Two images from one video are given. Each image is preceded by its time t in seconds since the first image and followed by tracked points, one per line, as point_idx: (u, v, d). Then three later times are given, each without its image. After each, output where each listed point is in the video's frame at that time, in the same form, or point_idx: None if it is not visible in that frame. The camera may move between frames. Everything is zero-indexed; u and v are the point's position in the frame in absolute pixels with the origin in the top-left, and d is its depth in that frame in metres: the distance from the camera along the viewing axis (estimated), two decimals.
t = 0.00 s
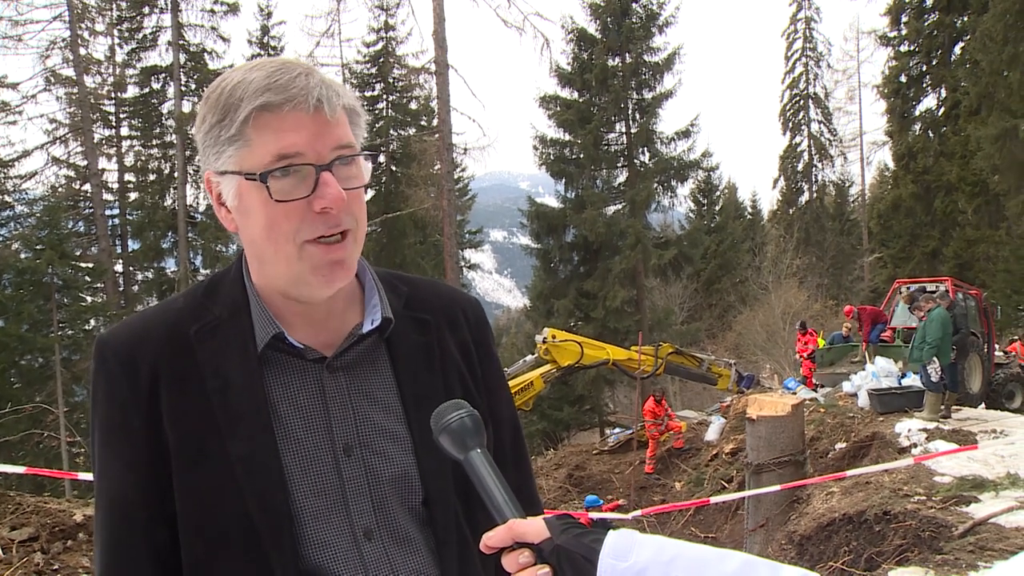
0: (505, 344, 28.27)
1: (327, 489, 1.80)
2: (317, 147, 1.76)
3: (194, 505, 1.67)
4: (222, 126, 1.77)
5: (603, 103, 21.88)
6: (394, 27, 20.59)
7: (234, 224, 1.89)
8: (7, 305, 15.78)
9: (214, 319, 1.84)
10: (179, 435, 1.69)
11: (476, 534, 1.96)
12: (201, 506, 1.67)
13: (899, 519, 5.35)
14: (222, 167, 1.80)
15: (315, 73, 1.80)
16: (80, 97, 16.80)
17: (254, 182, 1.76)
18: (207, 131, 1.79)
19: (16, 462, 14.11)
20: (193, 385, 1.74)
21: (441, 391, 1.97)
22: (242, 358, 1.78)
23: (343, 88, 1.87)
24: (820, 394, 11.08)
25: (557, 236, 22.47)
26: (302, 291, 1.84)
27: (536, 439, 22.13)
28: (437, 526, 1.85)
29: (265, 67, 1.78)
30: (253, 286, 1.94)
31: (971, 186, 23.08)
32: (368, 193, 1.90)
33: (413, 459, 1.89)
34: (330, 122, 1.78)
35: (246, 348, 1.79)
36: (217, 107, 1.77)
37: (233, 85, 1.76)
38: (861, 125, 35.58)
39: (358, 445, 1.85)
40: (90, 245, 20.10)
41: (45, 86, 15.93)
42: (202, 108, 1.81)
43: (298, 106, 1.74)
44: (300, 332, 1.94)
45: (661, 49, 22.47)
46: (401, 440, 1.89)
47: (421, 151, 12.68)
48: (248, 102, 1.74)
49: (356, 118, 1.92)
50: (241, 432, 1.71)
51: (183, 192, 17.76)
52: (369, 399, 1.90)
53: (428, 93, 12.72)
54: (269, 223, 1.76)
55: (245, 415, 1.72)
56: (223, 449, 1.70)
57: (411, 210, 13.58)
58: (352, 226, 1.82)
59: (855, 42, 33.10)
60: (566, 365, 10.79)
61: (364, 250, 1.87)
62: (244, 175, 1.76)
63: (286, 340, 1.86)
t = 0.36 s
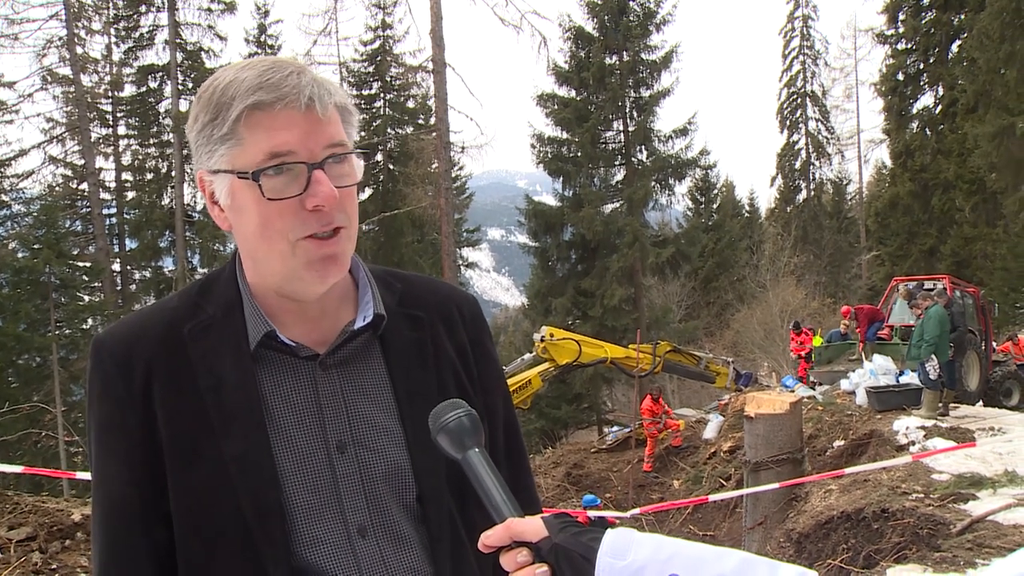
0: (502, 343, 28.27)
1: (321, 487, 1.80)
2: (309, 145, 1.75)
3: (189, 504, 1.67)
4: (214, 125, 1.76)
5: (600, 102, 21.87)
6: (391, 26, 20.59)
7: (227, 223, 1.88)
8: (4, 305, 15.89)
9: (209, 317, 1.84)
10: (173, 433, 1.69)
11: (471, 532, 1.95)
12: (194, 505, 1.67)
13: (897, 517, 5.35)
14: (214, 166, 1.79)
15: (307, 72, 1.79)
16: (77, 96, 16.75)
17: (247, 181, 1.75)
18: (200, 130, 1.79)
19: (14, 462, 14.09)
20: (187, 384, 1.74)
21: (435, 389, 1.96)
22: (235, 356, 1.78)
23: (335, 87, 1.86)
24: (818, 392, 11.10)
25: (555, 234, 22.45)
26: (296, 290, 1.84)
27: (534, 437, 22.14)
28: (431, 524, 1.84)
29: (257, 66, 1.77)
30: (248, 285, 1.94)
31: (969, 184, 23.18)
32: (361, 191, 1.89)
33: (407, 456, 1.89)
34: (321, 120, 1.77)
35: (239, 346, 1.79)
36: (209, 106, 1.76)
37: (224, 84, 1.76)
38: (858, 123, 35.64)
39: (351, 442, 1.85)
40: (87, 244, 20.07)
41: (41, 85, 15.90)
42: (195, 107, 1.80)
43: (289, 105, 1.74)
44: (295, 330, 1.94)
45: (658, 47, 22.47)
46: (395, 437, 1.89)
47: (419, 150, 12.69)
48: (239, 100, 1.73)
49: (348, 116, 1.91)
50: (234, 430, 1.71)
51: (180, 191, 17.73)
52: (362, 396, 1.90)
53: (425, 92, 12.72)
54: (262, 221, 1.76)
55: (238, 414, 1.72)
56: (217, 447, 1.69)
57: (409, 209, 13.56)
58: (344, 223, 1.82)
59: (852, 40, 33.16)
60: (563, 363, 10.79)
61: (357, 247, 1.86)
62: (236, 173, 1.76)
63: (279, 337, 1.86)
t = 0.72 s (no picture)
0: (507, 341, 28.28)
1: (316, 484, 1.80)
2: (304, 143, 1.76)
3: (185, 501, 1.68)
4: (211, 123, 1.77)
5: (605, 100, 21.85)
6: (395, 23, 20.60)
7: (225, 221, 1.89)
8: (9, 301, 15.72)
9: (206, 315, 1.85)
10: (170, 430, 1.69)
11: (469, 529, 1.96)
12: (190, 502, 1.68)
13: (902, 516, 5.35)
14: (211, 165, 1.80)
15: (303, 71, 1.80)
16: (82, 93, 16.79)
17: (244, 179, 1.76)
18: (198, 130, 1.80)
19: (19, 458, 14.15)
20: (184, 381, 1.75)
21: (434, 387, 1.97)
22: (232, 353, 1.79)
23: (332, 85, 1.87)
24: (822, 391, 11.08)
25: (560, 232, 22.41)
26: (291, 287, 1.84)
27: (538, 435, 22.15)
28: (427, 521, 1.84)
29: (253, 66, 1.78)
30: (245, 283, 1.95)
31: (974, 183, 23.14)
32: (357, 189, 1.90)
33: (403, 453, 1.89)
34: (317, 118, 1.78)
35: (236, 343, 1.80)
36: (206, 105, 1.77)
37: (222, 83, 1.77)
38: (863, 122, 35.53)
39: (347, 438, 1.85)
40: (93, 241, 20.14)
41: (48, 82, 15.94)
42: (194, 107, 1.81)
43: (285, 103, 1.74)
44: (290, 326, 1.95)
45: (663, 45, 22.42)
46: (392, 434, 1.90)
47: (423, 147, 12.70)
48: (235, 99, 1.74)
49: (345, 114, 1.92)
50: (231, 428, 1.71)
51: (185, 188, 17.78)
52: (359, 393, 1.91)
53: (430, 89, 12.73)
54: (259, 219, 1.76)
55: (235, 411, 1.73)
56: (214, 444, 1.70)
57: (413, 207, 13.56)
58: (340, 220, 1.82)
59: (858, 38, 33.04)
60: (567, 361, 10.79)
61: (354, 244, 1.87)
62: (233, 171, 1.77)
63: (274, 333, 1.87)
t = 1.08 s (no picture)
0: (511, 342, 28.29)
1: (315, 491, 1.81)
2: (308, 146, 1.76)
3: (184, 507, 1.68)
4: (213, 128, 1.77)
5: (610, 101, 21.84)
6: (401, 24, 20.65)
7: (227, 226, 1.89)
8: (15, 301, 16.03)
9: (209, 319, 1.85)
10: (170, 435, 1.70)
11: (470, 537, 1.96)
12: (189, 506, 1.68)
13: (907, 519, 5.33)
14: (215, 170, 1.81)
15: (305, 74, 1.80)
16: (89, 94, 16.86)
17: (247, 184, 1.76)
18: (200, 134, 1.80)
19: (24, 458, 14.23)
20: (185, 385, 1.75)
21: (436, 392, 1.96)
22: (233, 358, 1.79)
23: (335, 88, 1.87)
24: (828, 393, 11.04)
25: (564, 233, 22.38)
26: (296, 292, 1.85)
27: (542, 437, 22.14)
28: (426, 530, 1.84)
29: (255, 69, 1.78)
30: (249, 287, 1.96)
31: (979, 185, 22.93)
32: (361, 193, 1.90)
33: (404, 460, 1.89)
34: (321, 121, 1.78)
35: (237, 349, 1.80)
36: (208, 109, 1.78)
37: (224, 86, 1.77)
38: (869, 124, 35.46)
39: (347, 446, 1.85)
40: (98, 241, 20.21)
41: (54, 83, 16.03)
42: (195, 111, 1.82)
43: (288, 107, 1.75)
44: (293, 331, 1.96)
45: (669, 46, 22.41)
46: (392, 441, 1.89)
47: (428, 148, 12.72)
48: (238, 102, 1.74)
49: (349, 116, 1.92)
50: (231, 434, 1.71)
51: (190, 188, 17.84)
52: (360, 400, 1.91)
53: (435, 90, 12.75)
54: (262, 225, 1.77)
55: (234, 417, 1.73)
56: (213, 449, 1.71)
57: (418, 208, 13.56)
58: (345, 224, 1.83)
59: (864, 40, 32.97)
60: (572, 362, 10.78)
61: (358, 248, 1.87)
62: (236, 176, 1.77)
63: (275, 339, 1.87)
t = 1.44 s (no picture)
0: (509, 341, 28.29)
1: (316, 489, 1.81)
2: (306, 144, 1.75)
3: (183, 506, 1.68)
4: (208, 130, 1.76)
5: (609, 100, 21.83)
6: (399, 22, 20.63)
7: (225, 227, 1.89)
8: (13, 299, 16.02)
9: (208, 316, 1.84)
10: (168, 434, 1.69)
11: (472, 534, 1.96)
12: (188, 505, 1.68)
13: (905, 518, 5.34)
14: (210, 172, 1.80)
15: (299, 69, 1.79)
16: (86, 92, 16.82)
17: (245, 185, 1.76)
18: (194, 136, 1.79)
19: (22, 456, 14.22)
20: (183, 383, 1.74)
21: (437, 389, 1.96)
22: (232, 356, 1.78)
23: (330, 82, 1.86)
24: (826, 392, 11.05)
25: (563, 232, 22.36)
26: (297, 293, 1.84)
27: (540, 435, 22.16)
28: (429, 527, 1.84)
29: (248, 66, 1.77)
30: (247, 284, 1.94)
31: (978, 185, 23.06)
32: (360, 189, 1.89)
33: (405, 457, 1.89)
34: (319, 118, 1.77)
35: (236, 347, 1.79)
36: (202, 110, 1.77)
37: (216, 86, 1.76)
38: (867, 123, 35.51)
39: (348, 444, 1.85)
40: (96, 239, 20.17)
41: (52, 80, 16.00)
42: (187, 112, 1.81)
43: (284, 105, 1.73)
44: (292, 328, 1.95)
45: (668, 45, 22.41)
46: (394, 438, 1.89)
47: (427, 146, 12.72)
48: (233, 103, 1.73)
49: (345, 111, 1.91)
50: (230, 432, 1.71)
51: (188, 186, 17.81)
52: (361, 397, 1.90)
53: (434, 88, 12.73)
54: (261, 226, 1.76)
55: (233, 414, 1.72)
56: (212, 448, 1.70)
57: (416, 206, 13.54)
58: (346, 222, 1.83)
59: (862, 39, 32.99)
60: (570, 361, 10.78)
61: (359, 246, 1.87)
62: (234, 178, 1.76)
63: (274, 337, 1.87)
